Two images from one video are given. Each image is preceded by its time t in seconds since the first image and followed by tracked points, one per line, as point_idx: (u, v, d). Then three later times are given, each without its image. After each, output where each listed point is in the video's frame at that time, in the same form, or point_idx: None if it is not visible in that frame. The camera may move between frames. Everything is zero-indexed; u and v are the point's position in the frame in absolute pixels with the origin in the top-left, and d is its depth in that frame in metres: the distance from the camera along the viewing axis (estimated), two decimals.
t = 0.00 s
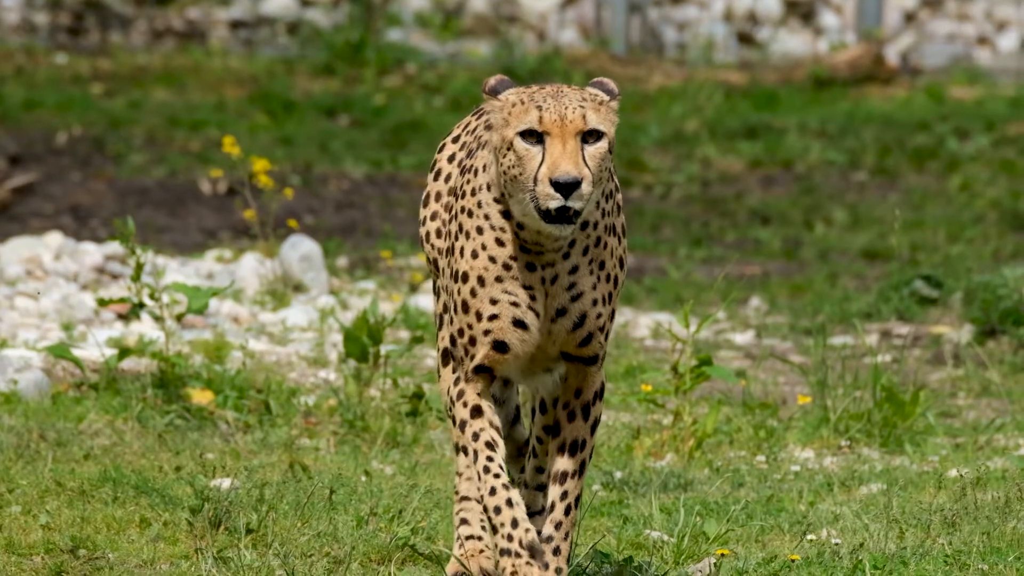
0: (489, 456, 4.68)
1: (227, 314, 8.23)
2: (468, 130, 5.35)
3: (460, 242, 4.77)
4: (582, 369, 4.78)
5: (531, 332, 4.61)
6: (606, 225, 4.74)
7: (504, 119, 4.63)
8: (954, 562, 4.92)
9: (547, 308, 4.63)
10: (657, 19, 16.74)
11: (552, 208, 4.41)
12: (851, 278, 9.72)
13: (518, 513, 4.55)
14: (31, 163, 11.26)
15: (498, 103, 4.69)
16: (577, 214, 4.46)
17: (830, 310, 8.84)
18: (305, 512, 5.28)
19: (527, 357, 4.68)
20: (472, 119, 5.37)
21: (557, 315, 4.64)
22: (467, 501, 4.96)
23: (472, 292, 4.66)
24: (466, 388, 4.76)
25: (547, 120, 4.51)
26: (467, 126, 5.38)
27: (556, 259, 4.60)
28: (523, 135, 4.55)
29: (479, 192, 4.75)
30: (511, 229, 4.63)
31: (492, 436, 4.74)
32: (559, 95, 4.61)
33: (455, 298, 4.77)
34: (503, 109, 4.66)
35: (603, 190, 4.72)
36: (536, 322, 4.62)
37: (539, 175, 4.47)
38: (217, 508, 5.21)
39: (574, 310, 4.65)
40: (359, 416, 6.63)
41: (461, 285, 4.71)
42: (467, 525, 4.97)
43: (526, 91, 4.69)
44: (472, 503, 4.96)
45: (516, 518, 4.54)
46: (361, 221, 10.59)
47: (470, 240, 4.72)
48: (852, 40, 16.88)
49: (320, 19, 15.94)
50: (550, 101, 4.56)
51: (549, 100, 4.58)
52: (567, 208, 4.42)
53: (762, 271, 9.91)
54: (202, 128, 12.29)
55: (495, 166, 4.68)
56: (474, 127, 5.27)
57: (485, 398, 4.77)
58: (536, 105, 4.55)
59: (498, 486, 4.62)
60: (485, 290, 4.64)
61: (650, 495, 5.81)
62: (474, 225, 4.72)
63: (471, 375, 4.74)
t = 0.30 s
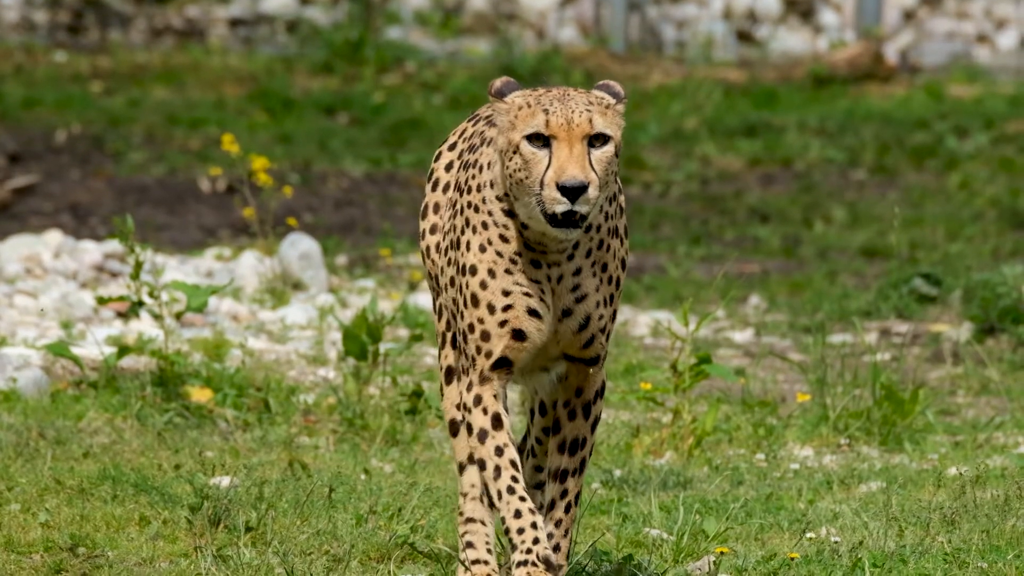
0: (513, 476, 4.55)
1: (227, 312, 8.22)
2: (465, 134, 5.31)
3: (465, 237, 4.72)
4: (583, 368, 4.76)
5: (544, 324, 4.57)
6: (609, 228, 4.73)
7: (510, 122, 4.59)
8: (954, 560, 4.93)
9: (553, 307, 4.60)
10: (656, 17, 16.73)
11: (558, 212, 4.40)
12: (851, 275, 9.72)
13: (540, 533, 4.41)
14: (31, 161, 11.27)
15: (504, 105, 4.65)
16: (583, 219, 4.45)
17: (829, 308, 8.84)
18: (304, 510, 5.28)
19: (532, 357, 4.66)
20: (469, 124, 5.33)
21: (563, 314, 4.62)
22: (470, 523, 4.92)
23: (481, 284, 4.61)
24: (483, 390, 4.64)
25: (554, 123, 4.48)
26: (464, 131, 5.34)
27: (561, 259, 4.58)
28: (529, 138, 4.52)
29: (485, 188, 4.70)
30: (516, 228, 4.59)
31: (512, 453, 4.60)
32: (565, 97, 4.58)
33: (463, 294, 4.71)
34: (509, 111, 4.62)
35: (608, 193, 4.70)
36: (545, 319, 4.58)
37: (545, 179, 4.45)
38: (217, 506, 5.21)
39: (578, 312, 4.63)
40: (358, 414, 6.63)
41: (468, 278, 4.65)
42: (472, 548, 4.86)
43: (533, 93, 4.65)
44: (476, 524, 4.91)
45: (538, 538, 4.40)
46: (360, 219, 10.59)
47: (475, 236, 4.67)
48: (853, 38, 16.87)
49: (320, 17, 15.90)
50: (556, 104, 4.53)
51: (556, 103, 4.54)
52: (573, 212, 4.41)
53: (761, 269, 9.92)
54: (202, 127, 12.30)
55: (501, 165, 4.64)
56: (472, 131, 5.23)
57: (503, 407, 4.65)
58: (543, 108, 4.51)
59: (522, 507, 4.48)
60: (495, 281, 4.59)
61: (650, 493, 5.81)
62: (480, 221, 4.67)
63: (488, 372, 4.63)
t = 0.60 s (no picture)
0: (523, 493, 4.48)
1: (225, 310, 8.22)
2: (461, 141, 5.25)
3: (469, 238, 4.63)
4: (586, 370, 4.72)
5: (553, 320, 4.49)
6: (612, 232, 4.69)
7: (517, 127, 4.53)
8: (952, 558, 4.92)
9: (562, 307, 4.54)
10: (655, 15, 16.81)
11: (566, 218, 4.35)
12: (849, 273, 9.73)
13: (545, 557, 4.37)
14: (30, 159, 11.26)
15: (510, 110, 4.58)
16: (591, 224, 4.40)
17: (828, 306, 8.84)
18: (303, 508, 5.28)
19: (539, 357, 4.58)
20: (464, 130, 5.29)
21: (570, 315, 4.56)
22: (477, 531, 4.93)
23: (489, 282, 4.53)
24: (495, 390, 4.53)
25: (561, 129, 4.44)
26: (459, 138, 5.29)
27: (568, 261, 4.53)
28: (536, 143, 4.47)
29: (489, 189, 4.62)
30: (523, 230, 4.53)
31: (522, 465, 4.53)
32: (571, 103, 4.54)
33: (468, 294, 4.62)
34: (515, 115, 4.56)
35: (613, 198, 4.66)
36: (554, 318, 4.51)
37: (553, 184, 4.40)
38: (215, 505, 5.20)
39: (584, 314, 4.58)
40: (357, 413, 6.62)
41: (475, 278, 4.57)
42: (477, 553, 4.87)
43: (539, 99, 4.59)
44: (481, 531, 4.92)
45: (542, 563, 4.36)
46: (359, 217, 10.59)
47: (481, 238, 4.59)
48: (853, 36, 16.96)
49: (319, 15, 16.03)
50: (563, 110, 4.48)
51: (562, 108, 4.50)
52: (581, 218, 4.36)
53: (760, 267, 9.91)
54: (200, 125, 12.29)
55: (506, 168, 4.57)
56: (468, 137, 5.18)
57: (515, 411, 4.55)
58: (550, 113, 4.47)
59: (529, 528, 4.42)
60: (505, 279, 4.52)
61: (649, 491, 5.81)
62: (486, 221, 4.59)
63: (499, 371, 4.51)
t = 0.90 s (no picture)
0: (527, 508, 4.43)
1: (224, 308, 8.22)
2: (459, 142, 5.19)
3: (473, 241, 4.56)
4: (588, 375, 4.69)
5: (557, 325, 4.43)
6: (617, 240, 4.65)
7: (525, 137, 4.45)
8: (951, 555, 4.92)
9: (568, 314, 4.48)
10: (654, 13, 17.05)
11: (576, 229, 4.28)
12: (848, 271, 9.73)
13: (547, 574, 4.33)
14: (29, 156, 11.26)
15: (518, 118, 4.49)
16: (599, 235, 4.34)
17: (827, 303, 8.84)
18: (301, 505, 5.28)
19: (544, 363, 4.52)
20: (458, 126, 5.27)
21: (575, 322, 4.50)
22: (473, 527, 4.95)
23: (493, 287, 4.45)
24: (498, 399, 4.47)
25: (569, 144, 4.37)
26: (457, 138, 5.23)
27: (574, 268, 4.47)
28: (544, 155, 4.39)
29: (494, 192, 4.54)
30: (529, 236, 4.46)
31: (526, 478, 4.47)
32: (580, 114, 4.47)
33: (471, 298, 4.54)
34: (523, 124, 4.48)
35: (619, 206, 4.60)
36: (558, 324, 4.44)
37: (563, 197, 4.33)
38: (214, 502, 5.20)
39: (590, 320, 4.53)
40: (356, 410, 6.62)
41: (478, 282, 4.49)
42: (474, 550, 4.90)
43: (547, 108, 4.51)
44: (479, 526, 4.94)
45: None
46: (358, 215, 10.58)
47: (485, 242, 4.51)
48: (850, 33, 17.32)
49: (318, 13, 16.44)
50: (572, 122, 4.41)
51: (571, 119, 4.43)
52: (591, 230, 4.30)
53: (759, 265, 9.92)
54: (199, 122, 12.29)
55: (513, 174, 4.49)
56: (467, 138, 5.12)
57: (519, 420, 4.49)
58: (559, 126, 4.40)
59: (533, 545, 4.38)
60: (509, 283, 4.44)
61: (648, 489, 5.81)
62: (491, 225, 4.52)
63: (503, 378, 4.45)
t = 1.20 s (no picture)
0: (527, 511, 4.34)
1: (222, 306, 8.23)
2: (465, 138, 5.07)
3: (476, 242, 4.43)
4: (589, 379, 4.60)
5: (558, 332, 4.30)
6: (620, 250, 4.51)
7: (535, 146, 4.28)
8: (949, 553, 4.92)
9: (568, 324, 4.35)
10: (653, 10, 17.03)
11: (588, 239, 4.14)
12: (847, 268, 9.73)
13: None
14: (27, 154, 11.25)
15: (526, 126, 4.32)
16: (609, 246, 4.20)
17: (826, 300, 8.83)
18: (299, 503, 5.29)
19: (546, 369, 4.40)
20: (455, 121, 5.28)
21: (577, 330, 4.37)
22: (472, 523, 4.97)
23: (493, 290, 4.34)
24: (497, 402, 4.38)
25: (581, 155, 4.20)
26: (464, 133, 5.11)
27: (576, 277, 4.34)
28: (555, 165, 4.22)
29: (499, 194, 4.40)
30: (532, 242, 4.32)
31: (526, 481, 4.37)
32: (591, 123, 4.31)
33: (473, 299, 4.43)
34: (532, 132, 4.31)
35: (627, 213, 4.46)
36: (560, 332, 4.32)
37: (574, 206, 4.17)
38: (212, 500, 5.20)
39: (594, 328, 4.40)
40: (354, 408, 6.62)
41: (479, 284, 4.38)
42: (473, 547, 4.94)
43: (556, 115, 4.34)
44: (478, 522, 4.96)
45: None
46: (356, 212, 10.58)
47: (487, 244, 4.39)
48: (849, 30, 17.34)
49: (316, 9, 16.29)
50: (584, 131, 4.25)
51: (582, 129, 4.26)
52: (602, 241, 4.15)
53: (758, 262, 9.91)
54: (198, 119, 12.28)
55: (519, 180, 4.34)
56: (473, 134, 5.00)
57: (519, 422, 4.39)
58: (570, 136, 4.23)
59: (533, 550, 4.29)
60: (510, 288, 4.32)
61: (646, 486, 5.81)
62: (494, 228, 4.39)
63: (501, 382, 4.35)
